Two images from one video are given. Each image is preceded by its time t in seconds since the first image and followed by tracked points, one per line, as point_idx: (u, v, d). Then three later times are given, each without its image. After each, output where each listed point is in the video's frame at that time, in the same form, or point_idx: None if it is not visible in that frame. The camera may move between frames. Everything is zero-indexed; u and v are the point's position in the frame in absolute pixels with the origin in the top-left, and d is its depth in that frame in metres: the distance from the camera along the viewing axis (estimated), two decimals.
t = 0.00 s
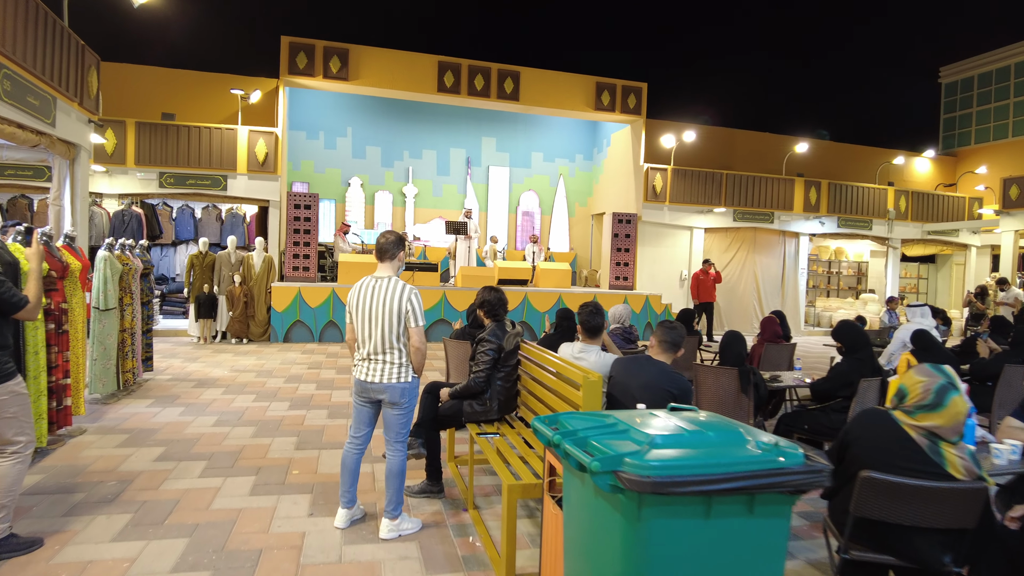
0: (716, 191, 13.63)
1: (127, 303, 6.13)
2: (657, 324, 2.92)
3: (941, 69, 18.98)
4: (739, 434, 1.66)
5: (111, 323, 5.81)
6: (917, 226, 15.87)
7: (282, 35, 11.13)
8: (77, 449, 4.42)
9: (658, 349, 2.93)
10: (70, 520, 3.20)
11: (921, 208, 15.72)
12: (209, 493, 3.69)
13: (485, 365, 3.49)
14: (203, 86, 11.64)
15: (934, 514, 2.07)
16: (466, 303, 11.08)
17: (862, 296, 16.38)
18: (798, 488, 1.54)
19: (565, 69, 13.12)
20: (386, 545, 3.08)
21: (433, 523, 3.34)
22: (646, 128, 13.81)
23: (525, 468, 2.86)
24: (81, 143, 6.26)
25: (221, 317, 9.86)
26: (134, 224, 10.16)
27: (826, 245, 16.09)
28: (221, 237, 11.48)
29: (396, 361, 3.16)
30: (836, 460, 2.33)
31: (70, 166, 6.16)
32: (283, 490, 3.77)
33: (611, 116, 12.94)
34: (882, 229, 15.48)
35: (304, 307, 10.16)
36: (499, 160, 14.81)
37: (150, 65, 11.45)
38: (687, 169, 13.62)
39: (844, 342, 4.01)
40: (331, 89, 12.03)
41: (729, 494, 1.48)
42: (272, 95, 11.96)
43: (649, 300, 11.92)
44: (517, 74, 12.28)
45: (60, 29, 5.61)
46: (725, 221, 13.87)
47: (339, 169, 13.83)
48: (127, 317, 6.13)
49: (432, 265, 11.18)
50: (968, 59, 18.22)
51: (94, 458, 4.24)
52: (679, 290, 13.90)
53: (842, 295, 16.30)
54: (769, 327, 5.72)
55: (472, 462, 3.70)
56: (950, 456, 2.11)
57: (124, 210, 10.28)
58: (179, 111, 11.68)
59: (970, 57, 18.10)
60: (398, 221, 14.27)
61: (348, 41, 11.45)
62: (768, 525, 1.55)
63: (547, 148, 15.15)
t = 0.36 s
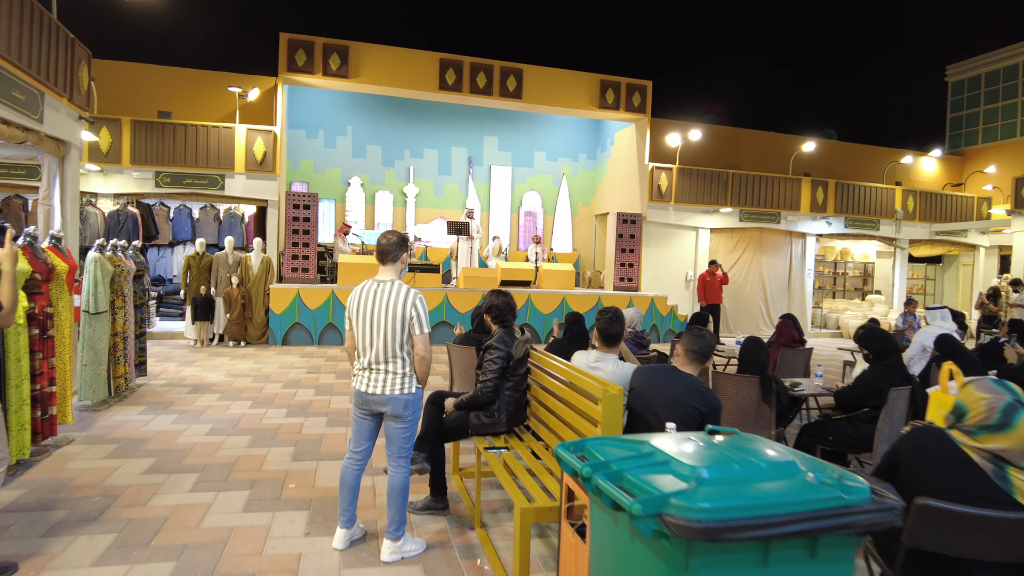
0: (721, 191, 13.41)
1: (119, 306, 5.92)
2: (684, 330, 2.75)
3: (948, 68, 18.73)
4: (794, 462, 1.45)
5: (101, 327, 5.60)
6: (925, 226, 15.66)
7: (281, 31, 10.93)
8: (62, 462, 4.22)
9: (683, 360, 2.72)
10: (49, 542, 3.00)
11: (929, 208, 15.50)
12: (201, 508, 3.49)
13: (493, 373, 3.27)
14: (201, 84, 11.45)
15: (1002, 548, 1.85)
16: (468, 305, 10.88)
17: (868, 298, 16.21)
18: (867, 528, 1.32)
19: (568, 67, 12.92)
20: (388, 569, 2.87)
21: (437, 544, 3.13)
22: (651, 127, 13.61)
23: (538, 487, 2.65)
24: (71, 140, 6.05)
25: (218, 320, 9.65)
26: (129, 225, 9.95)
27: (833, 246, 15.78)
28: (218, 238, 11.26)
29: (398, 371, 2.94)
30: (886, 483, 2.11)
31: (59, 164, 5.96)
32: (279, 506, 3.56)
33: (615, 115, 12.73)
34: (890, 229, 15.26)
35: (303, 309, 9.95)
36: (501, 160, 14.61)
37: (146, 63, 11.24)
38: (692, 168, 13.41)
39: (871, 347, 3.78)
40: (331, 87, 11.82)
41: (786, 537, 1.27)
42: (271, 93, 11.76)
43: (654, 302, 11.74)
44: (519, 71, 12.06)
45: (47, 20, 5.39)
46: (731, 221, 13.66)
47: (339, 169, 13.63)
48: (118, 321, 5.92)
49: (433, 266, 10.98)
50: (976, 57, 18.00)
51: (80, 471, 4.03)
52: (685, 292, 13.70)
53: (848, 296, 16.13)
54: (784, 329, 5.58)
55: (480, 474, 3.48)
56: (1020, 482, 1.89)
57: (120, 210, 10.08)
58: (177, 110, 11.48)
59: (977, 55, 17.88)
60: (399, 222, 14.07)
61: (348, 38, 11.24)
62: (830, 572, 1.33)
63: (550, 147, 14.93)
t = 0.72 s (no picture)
0: (728, 190, 13.23)
1: (115, 309, 5.75)
2: (717, 335, 2.61)
3: (955, 66, 18.54)
4: (857, 486, 1.29)
5: (96, 330, 5.43)
6: (934, 225, 15.47)
7: (281, 29, 10.77)
8: (54, 471, 4.05)
9: (713, 368, 2.59)
10: (35, 559, 2.84)
11: (937, 207, 15.31)
12: (197, 521, 3.32)
13: (504, 380, 3.08)
14: (200, 82, 11.29)
15: None
16: (472, 306, 10.78)
17: (875, 298, 16.06)
18: (953, 566, 1.14)
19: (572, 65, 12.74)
20: None
21: (446, 560, 2.96)
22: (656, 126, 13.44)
23: (556, 502, 2.48)
24: (65, 138, 5.88)
25: (218, 322, 9.50)
26: (128, 225, 9.79)
27: (839, 245, 15.80)
28: (218, 239, 11.08)
29: (405, 378, 2.78)
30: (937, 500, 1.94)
31: (53, 163, 5.80)
32: (279, 520, 3.38)
33: (620, 113, 12.56)
34: (898, 228, 15.07)
35: (304, 311, 9.77)
36: (504, 159, 14.44)
37: (144, 61, 11.08)
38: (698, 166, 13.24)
39: (898, 351, 3.61)
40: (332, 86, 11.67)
41: None
42: (271, 92, 11.61)
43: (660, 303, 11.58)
44: (523, 69, 11.88)
45: (39, 14, 5.22)
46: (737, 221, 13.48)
47: (340, 169, 13.46)
48: (115, 324, 5.75)
49: (437, 267, 10.82)
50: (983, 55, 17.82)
51: (71, 482, 3.86)
52: (691, 292, 13.53)
53: (854, 296, 15.97)
54: (799, 333, 5.47)
55: (490, 485, 3.28)
56: None
57: (118, 210, 9.91)
58: (176, 109, 11.32)
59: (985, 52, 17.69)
60: (401, 222, 13.91)
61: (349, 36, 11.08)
62: None
63: (553, 146, 14.76)
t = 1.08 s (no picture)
0: (736, 190, 13.05)
1: (112, 312, 5.56)
2: (760, 346, 2.57)
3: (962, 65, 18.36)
4: (959, 523, 1.13)
5: (92, 334, 5.25)
6: (943, 226, 15.27)
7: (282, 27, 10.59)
8: (46, 483, 3.87)
9: (755, 379, 2.53)
10: None
11: (946, 208, 15.12)
12: (196, 538, 3.14)
13: (523, 389, 2.90)
14: (200, 80, 11.12)
15: None
16: (478, 308, 10.63)
17: (882, 299, 15.87)
18: None
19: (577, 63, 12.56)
20: None
21: None
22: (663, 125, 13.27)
23: (586, 524, 2.30)
24: (61, 136, 5.71)
25: (218, 324, 9.34)
26: (127, 226, 9.61)
27: (846, 246, 15.67)
28: (219, 239, 10.88)
29: (418, 389, 2.59)
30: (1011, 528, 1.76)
31: (48, 161, 5.63)
32: (283, 536, 3.20)
33: (626, 112, 12.39)
34: (907, 229, 14.88)
35: (306, 313, 9.59)
36: (508, 159, 14.27)
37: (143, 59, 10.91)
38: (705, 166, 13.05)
39: (935, 357, 3.42)
40: (335, 84, 11.49)
41: None
42: (273, 91, 11.44)
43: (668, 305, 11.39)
44: (528, 68, 11.70)
45: (33, 6, 5.05)
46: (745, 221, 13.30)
47: (342, 169, 13.28)
48: (112, 327, 5.57)
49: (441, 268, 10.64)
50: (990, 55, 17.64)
51: (63, 495, 3.68)
52: (698, 294, 13.34)
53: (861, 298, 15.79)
54: (820, 337, 5.30)
55: (506, 500, 3.09)
56: None
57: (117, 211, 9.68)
58: (175, 108, 11.15)
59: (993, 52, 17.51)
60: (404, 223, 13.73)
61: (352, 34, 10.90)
62: None
63: (558, 146, 14.59)
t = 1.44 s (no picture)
0: (742, 190, 12.90)
1: (107, 312, 5.39)
2: (797, 349, 2.41)
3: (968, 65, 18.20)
4: None
5: (87, 335, 5.08)
6: (950, 227, 15.11)
7: (283, 23, 10.43)
8: (36, 492, 3.70)
9: (793, 386, 2.36)
10: None
11: (954, 208, 14.95)
12: (194, 551, 2.98)
13: (540, 395, 2.73)
14: (200, 78, 10.96)
15: None
16: (482, 309, 10.47)
17: (888, 301, 15.71)
18: None
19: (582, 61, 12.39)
20: None
21: None
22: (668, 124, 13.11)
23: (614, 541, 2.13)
24: (55, 131, 5.55)
25: (218, 325, 9.17)
26: (125, 225, 9.44)
27: (852, 247, 15.54)
28: (219, 239, 10.71)
29: (429, 396, 2.42)
30: None
31: (41, 157, 5.46)
32: (285, 550, 3.02)
33: (631, 110, 12.23)
34: (914, 230, 14.71)
35: (307, 314, 9.42)
36: (512, 159, 14.10)
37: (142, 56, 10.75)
38: (711, 166, 12.89)
39: (971, 361, 3.26)
40: (336, 82, 11.33)
41: None
42: (274, 88, 11.28)
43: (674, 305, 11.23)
44: (532, 65, 11.54)
45: None
46: (752, 221, 13.15)
47: (343, 168, 13.12)
48: (108, 327, 5.40)
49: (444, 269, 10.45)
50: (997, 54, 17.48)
51: (54, 505, 3.52)
52: (704, 295, 13.16)
53: (867, 299, 15.63)
54: (839, 339, 5.19)
55: (523, 511, 2.93)
56: None
57: (115, 210, 9.52)
58: (174, 105, 10.97)
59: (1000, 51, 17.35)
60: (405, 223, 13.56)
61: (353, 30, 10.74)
62: None
63: (562, 145, 14.43)
